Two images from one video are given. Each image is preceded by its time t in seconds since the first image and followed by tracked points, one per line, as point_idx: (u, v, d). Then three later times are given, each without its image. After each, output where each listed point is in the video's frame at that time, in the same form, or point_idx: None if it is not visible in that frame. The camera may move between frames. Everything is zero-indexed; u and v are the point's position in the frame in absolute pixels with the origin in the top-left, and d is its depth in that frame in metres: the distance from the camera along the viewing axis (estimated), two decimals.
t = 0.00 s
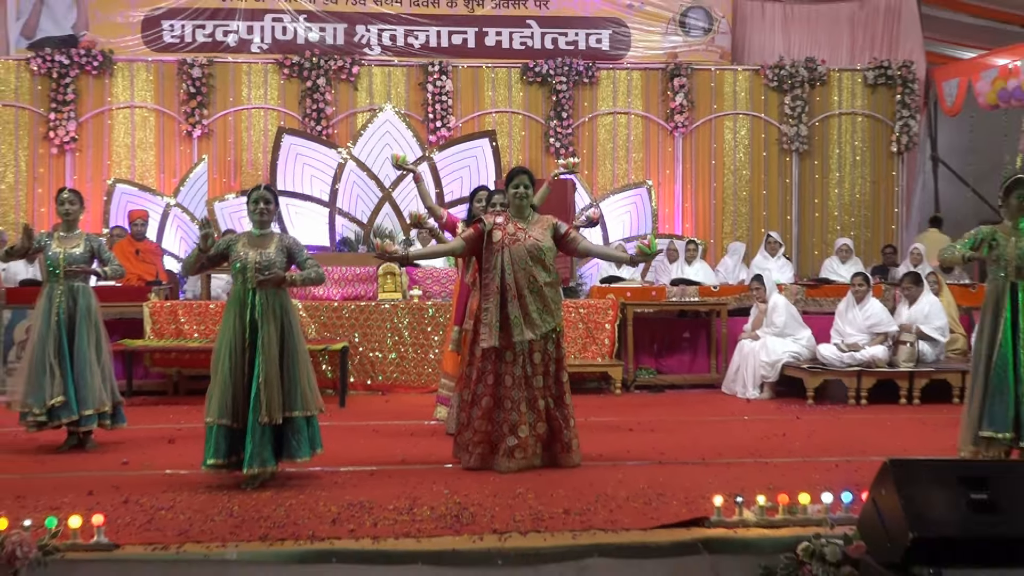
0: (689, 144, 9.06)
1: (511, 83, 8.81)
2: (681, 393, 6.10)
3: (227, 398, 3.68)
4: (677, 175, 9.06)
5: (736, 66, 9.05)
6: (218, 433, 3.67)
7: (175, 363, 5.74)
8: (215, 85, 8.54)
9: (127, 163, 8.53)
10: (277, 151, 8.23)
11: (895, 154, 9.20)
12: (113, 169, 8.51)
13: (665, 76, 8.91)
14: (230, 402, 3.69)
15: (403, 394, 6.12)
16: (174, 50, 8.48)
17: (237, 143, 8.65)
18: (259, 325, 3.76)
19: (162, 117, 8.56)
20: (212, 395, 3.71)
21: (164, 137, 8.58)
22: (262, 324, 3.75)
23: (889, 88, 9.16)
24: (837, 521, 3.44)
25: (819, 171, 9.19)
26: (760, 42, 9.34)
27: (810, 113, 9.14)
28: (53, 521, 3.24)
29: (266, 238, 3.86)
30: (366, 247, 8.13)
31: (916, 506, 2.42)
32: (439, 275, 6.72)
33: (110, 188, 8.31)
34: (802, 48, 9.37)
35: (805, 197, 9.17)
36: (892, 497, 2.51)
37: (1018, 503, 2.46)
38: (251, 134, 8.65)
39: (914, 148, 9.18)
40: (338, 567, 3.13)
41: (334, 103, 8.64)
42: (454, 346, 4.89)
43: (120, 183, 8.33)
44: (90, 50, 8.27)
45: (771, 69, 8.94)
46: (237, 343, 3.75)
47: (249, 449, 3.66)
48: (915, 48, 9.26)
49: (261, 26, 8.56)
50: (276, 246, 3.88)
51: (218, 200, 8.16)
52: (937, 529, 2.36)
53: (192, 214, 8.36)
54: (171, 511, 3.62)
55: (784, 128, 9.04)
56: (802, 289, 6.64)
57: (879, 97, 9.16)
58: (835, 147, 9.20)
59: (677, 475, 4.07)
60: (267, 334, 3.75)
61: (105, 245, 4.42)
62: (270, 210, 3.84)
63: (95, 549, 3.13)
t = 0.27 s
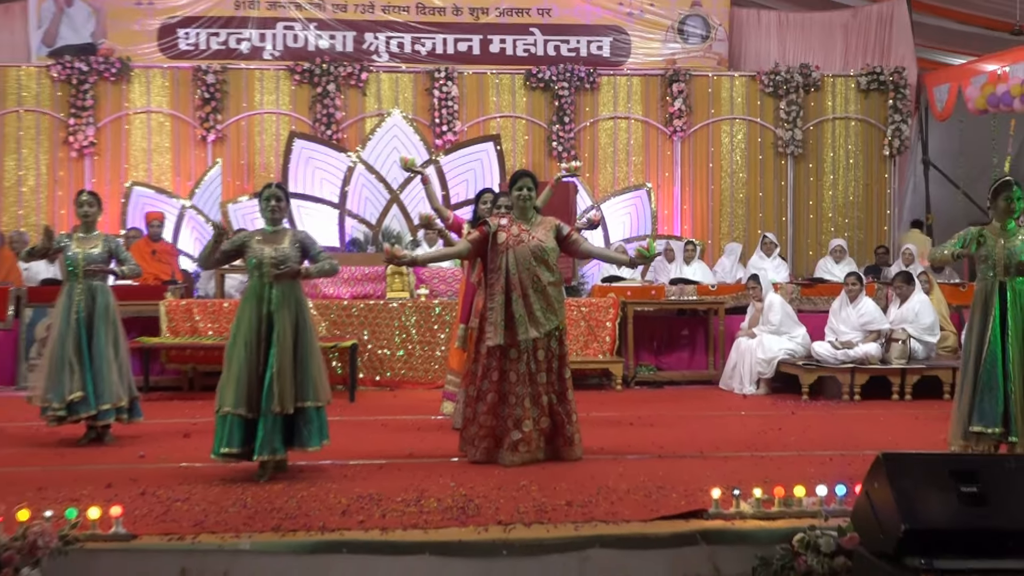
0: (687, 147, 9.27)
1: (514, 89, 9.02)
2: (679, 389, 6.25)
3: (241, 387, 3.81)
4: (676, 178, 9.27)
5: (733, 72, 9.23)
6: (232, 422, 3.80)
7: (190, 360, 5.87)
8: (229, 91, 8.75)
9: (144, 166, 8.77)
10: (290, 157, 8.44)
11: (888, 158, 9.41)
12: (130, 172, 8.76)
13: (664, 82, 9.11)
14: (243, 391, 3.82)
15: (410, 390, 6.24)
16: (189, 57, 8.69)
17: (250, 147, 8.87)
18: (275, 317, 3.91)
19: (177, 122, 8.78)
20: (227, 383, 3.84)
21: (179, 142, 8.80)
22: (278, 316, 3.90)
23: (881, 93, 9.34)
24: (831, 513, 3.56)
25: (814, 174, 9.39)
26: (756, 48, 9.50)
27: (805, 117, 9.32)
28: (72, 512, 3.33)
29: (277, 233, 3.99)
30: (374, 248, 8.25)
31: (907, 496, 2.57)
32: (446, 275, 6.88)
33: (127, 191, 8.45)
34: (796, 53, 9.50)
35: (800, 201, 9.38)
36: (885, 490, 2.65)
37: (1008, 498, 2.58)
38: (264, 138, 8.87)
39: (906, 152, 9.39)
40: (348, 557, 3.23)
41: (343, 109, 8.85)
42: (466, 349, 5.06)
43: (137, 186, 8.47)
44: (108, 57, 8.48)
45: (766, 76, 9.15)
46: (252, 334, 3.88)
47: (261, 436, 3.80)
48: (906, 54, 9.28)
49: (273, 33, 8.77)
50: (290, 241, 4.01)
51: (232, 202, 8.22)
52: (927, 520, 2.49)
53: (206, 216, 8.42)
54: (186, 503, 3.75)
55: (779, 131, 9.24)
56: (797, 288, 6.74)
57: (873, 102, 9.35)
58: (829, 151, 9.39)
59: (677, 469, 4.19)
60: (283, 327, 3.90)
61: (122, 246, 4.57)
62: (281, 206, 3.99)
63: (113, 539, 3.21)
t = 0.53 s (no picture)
0: (691, 151, 9.58)
1: (524, 95, 9.35)
2: (683, 384, 6.43)
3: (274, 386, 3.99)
4: (679, 181, 9.57)
5: (735, 80, 9.51)
6: (262, 420, 3.96)
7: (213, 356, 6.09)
8: (250, 98, 9.16)
9: (169, 170, 9.20)
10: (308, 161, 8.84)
11: (884, 162, 9.68)
12: (156, 176, 9.20)
13: (669, 89, 9.38)
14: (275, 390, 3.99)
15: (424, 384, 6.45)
16: (212, 65, 9.08)
17: (270, 151, 9.30)
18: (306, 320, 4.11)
19: (201, 128, 9.20)
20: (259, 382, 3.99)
21: (202, 147, 9.22)
22: (313, 318, 4.11)
23: (879, 100, 9.60)
24: (829, 504, 3.70)
25: (813, 177, 9.68)
26: (756, 57, 9.86)
27: (805, 123, 9.61)
28: (101, 502, 3.46)
29: (304, 241, 4.13)
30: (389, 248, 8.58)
31: (904, 487, 2.75)
32: (459, 275, 7.10)
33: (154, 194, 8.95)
34: (796, 60, 9.85)
35: (800, 203, 9.67)
36: (882, 482, 2.83)
37: (998, 492, 2.77)
38: (283, 143, 9.28)
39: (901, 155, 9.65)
40: (363, 546, 3.36)
41: (359, 115, 9.24)
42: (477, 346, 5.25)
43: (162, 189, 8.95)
44: (134, 65, 8.88)
45: (767, 82, 9.45)
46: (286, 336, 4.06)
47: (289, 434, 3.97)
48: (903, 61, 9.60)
49: (293, 42, 9.11)
50: (318, 244, 4.20)
51: (253, 205, 8.78)
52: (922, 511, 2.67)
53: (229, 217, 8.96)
54: (208, 493, 3.90)
55: (779, 136, 9.54)
56: (797, 287, 6.92)
57: (871, 108, 9.62)
58: (828, 156, 9.67)
59: (680, 462, 4.36)
60: (317, 329, 4.12)
61: (148, 245, 4.75)
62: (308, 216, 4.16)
63: (140, 528, 3.35)
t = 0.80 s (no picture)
0: (691, 156, 9.85)
1: (531, 102, 9.61)
2: (684, 380, 6.61)
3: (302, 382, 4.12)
4: (679, 185, 9.85)
5: (734, 87, 9.77)
6: (310, 412, 4.10)
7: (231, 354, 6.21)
8: (267, 105, 9.40)
9: (189, 174, 9.44)
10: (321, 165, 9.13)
11: (878, 166, 9.97)
12: (177, 180, 9.43)
13: (670, 96, 9.66)
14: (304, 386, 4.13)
15: (434, 380, 6.64)
16: (230, 73, 9.31)
17: (287, 157, 9.53)
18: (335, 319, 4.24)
19: (220, 134, 9.45)
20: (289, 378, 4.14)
21: (221, 152, 9.47)
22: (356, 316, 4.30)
23: (873, 106, 9.89)
24: (823, 496, 3.86)
25: (809, 181, 9.97)
26: (754, 65, 9.98)
27: (800, 128, 9.93)
28: (124, 493, 3.62)
29: (340, 244, 4.25)
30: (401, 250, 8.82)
31: (899, 479, 2.92)
32: (468, 275, 7.30)
33: (174, 198, 9.25)
34: (793, 68, 9.97)
35: (796, 204, 9.96)
36: (876, 475, 3.00)
37: (988, 485, 2.95)
38: (299, 149, 9.52)
39: (895, 159, 9.95)
40: (376, 535, 3.51)
41: (372, 121, 9.46)
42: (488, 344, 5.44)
43: (183, 194, 9.26)
44: (157, 73, 9.12)
45: (765, 89, 9.71)
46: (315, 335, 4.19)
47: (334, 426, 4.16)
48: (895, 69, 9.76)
49: (308, 52, 9.37)
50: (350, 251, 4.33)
51: (270, 208, 9.05)
52: (915, 502, 2.84)
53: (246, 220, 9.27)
54: (227, 485, 4.07)
55: (777, 142, 9.82)
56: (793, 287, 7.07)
57: (865, 114, 9.91)
58: (823, 160, 9.96)
59: (681, 455, 4.53)
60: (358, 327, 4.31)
61: (171, 246, 4.94)
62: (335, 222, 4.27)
63: (161, 518, 3.49)
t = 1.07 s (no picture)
0: (689, 160, 10.08)
1: (534, 108, 9.83)
2: (684, 377, 6.77)
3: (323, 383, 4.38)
4: (678, 188, 10.08)
5: (730, 94, 10.01)
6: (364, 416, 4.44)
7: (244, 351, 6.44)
8: (279, 111, 9.64)
9: (204, 178, 9.71)
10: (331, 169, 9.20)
11: (871, 170, 10.19)
12: (192, 183, 9.71)
13: (669, 102, 9.85)
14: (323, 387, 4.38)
15: (441, 377, 6.80)
16: (244, 80, 9.58)
17: (299, 161, 9.79)
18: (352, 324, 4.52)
19: (233, 139, 9.71)
20: (309, 379, 4.37)
21: (234, 156, 9.74)
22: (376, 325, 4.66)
23: (866, 112, 10.10)
24: (816, 489, 4.01)
25: (804, 184, 10.21)
26: (751, 71, 10.17)
27: (795, 133, 10.17)
28: (140, 486, 3.76)
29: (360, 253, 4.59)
30: (407, 251, 8.77)
31: (889, 475, 3.09)
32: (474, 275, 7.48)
33: (190, 201, 9.43)
34: (788, 75, 10.20)
35: (790, 206, 10.20)
36: (868, 469, 3.17)
37: (975, 480, 3.10)
38: (310, 153, 9.77)
39: (886, 163, 10.15)
40: (385, 527, 3.65)
41: (381, 126, 9.75)
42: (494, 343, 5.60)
43: (198, 197, 9.44)
44: (173, 80, 9.40)
45: (760, 96, 9.95)
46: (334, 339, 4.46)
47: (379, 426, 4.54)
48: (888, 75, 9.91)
49: (319, 59, 9.64)
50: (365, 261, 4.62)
51: (282, 210, 9.24)
52: (906, 495, 3.00)
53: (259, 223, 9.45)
54: (240, 477, 4.21)
55: (772, 146, 10.05)
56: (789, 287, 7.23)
57: (858, 119, 10.13)
58: (818, 164, 10.22)
59: (679, 450, 4.68)
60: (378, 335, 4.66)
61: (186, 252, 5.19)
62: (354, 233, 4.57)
63: (176, 510, 3.64)
